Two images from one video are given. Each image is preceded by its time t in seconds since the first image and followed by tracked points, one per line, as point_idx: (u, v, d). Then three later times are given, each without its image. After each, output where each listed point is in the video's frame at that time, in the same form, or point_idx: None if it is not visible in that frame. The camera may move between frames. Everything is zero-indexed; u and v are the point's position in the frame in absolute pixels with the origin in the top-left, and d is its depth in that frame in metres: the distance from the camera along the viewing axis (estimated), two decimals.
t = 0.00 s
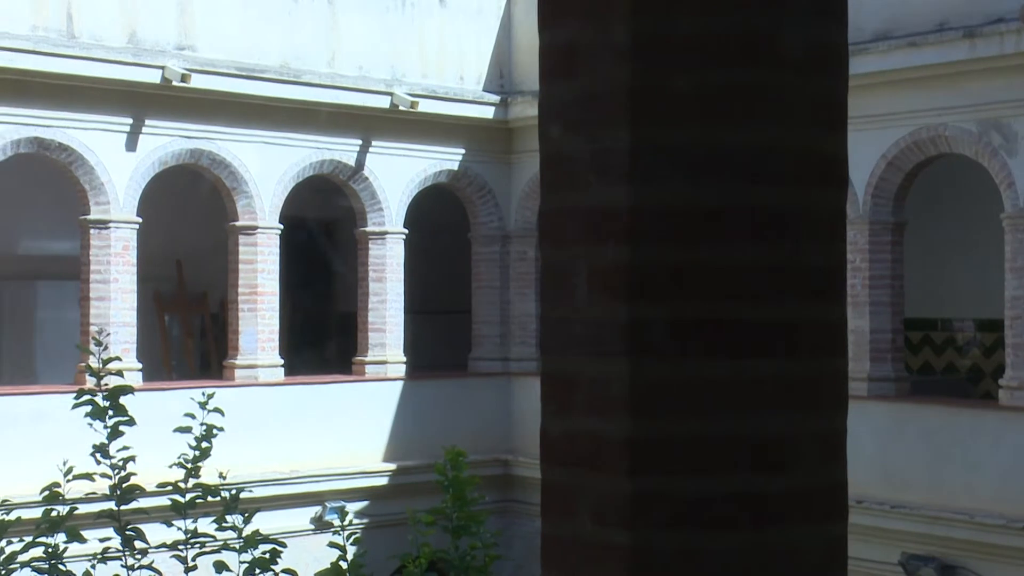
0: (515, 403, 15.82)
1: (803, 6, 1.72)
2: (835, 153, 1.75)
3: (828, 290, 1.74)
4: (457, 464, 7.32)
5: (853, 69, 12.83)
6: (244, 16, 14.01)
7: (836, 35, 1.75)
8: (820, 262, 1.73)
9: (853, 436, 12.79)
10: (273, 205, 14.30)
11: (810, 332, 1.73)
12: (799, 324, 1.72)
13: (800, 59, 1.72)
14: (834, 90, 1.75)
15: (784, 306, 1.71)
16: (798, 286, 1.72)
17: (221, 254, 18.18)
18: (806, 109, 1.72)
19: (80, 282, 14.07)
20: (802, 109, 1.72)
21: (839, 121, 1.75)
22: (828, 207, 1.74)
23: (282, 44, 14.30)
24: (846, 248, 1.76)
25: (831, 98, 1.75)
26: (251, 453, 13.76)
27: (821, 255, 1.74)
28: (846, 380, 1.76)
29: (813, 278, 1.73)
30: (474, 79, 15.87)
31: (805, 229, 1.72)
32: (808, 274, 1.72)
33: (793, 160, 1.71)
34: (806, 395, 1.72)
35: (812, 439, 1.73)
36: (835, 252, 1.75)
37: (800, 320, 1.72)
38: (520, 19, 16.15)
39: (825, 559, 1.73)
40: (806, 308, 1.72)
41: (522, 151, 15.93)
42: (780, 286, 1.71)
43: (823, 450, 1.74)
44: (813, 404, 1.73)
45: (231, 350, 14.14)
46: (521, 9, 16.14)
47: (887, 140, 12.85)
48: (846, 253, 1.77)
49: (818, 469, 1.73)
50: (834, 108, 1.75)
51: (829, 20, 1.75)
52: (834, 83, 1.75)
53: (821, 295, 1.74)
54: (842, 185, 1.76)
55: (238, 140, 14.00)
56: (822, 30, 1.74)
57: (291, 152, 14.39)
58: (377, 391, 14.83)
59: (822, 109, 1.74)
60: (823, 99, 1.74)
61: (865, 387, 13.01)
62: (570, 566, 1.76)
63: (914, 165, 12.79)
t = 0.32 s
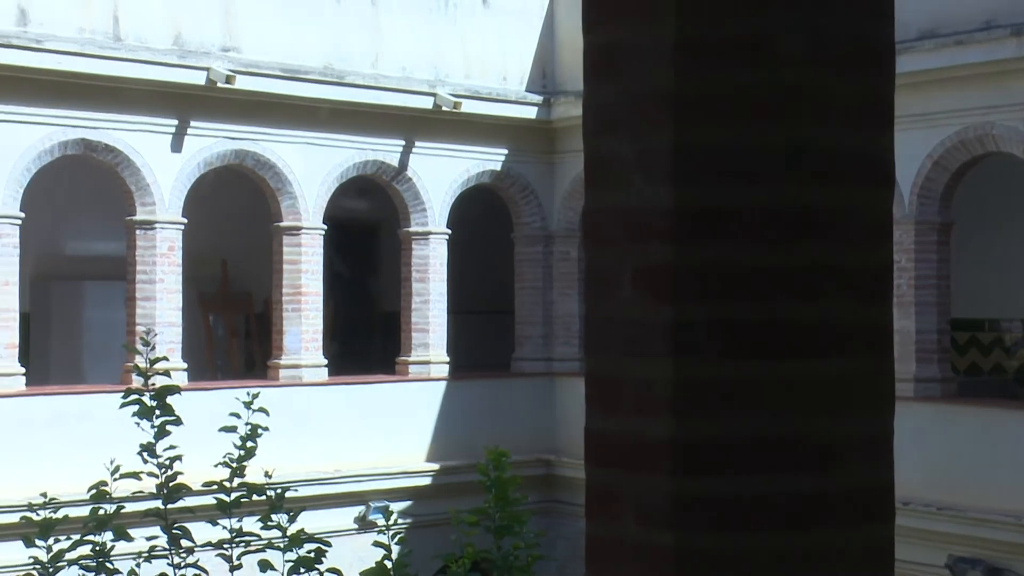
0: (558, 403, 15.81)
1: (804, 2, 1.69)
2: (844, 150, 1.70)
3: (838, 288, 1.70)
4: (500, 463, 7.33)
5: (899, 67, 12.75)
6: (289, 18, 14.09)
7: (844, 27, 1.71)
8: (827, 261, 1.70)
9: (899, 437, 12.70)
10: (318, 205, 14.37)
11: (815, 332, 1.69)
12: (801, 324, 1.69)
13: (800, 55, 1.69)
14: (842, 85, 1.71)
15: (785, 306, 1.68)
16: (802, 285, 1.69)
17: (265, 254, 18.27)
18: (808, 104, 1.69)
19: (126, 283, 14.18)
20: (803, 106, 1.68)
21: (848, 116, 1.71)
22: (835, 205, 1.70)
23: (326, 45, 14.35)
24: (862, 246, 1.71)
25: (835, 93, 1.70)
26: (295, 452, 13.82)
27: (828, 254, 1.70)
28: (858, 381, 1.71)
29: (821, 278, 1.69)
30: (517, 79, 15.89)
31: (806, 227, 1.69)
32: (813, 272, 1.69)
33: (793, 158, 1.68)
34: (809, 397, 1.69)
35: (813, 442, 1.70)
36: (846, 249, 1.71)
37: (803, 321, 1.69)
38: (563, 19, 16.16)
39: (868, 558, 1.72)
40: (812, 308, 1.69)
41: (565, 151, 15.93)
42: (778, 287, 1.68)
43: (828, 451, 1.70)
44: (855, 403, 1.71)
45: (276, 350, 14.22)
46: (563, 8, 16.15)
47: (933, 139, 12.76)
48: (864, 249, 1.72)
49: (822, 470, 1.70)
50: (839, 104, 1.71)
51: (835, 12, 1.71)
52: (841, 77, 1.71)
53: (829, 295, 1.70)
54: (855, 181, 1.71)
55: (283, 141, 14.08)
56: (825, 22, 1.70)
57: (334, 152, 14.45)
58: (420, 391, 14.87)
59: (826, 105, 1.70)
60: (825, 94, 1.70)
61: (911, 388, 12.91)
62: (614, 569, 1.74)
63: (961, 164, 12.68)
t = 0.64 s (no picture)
0: (606, 404, 15.78)
1: None
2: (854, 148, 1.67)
3: (851, 289, 1.67)
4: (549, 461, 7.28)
5: (951, 66, 12.64)
6: (340, 20, 14.17)
7: (852, 22, 1.68)
8: (837, 262, 1.67)
9: (952, 439, 12.57)
10: (367, 206, 14.42)
11: (832, 335, 1.67)
12: (816, 326, 1.67)
13: (803, 54, 1.67)
14: (850, 81, 1.68)
15: (806, 307, 1.66)
16: (827, 285, 1.67)
17: (315, 255, 18.35)
18: (846, 103, 1.67)
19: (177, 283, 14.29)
20: (805, 105, 1.66)
21: (856, 113, 1.67)
22: (844, 204, 1.66)
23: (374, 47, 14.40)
24: (876, 245, 1.68)
25: (842, 91, 1.67)
26: (345, 451, 13.88)
27: (838, 254, 1.67)
28: (872, 384, 1.68)
29: (850, 281, 1.67)
30: (565, 80, 15.90)
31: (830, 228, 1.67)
32: (829, 274, 1.67)
33: (796, 159, 1.66)
34: (831, 396, 1.67)
35: (822, 444, 1.67)
36: (858, 249, 1.67)
37: (841, 322, 1.67)
38: (611, 20, 16.16)
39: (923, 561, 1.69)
40: (828, 309, 1.67)
41: (613, 152, 15.91)
42: (782, 288, 1.66)
43: (839, 454, 1.68)
44: (907, 402, 1.69)
45: (326, 350, 14.30)
46: (612, 9, 16.16)
47: (986, 138, 12.63)
48: (879, 248, 1.68)
49: (833, 473, 1.67)
50: (846, 103, 1.68)
51: (854, 11, 1.68)
52: (849, 74, 1.68)
53: (848, 298, 1.67)
54: (866, 180, 1.67)
55: (332, 143, 14.14)
56: (831, 18, 1.67)
57: (383, 153, 14.50)
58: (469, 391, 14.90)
59: (867, 101, 1.68)
60: (830, 92, 1.67)
61: (964, 389, 12.78)
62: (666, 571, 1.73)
63: (1014, 163, 12.55)
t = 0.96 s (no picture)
0: (667, 404, 15.72)
1: None
2: (854, 145, 1.62)
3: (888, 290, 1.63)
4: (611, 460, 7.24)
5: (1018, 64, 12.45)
6: (401, 21, 14.21)
7: (916, 18, 1.63)
8: (837, 262, 1.63)
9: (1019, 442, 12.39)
10: (427, 205, 14.47)
11: (897, 337, 1.63)
12: (881, 330, 1.63)
13: (868, 55, 1.63)
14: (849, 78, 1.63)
15: (872, 309, 1.63)
16: (894, 286, 1.63)
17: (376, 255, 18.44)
18: (910, 101, 1.63)
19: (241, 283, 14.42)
20: (841, 103, 1.63)
21: (856, 113, 1.63)
22: (907, 206, 1.62)
23: (435, 47, 14.44)
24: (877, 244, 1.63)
25: (841, 91, 1.63)
26: (407, 450, 13.93)
27: (902, 255, 1.63)
28: (872, 386, 1.63)
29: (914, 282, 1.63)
30: (625, 78, 15.86)
31: (897, 228, 1.63)
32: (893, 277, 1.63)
33: (858, 160, 1.63)
34: (898, 400, 1.63)
35: (860, 449, 1.63)
36: (859, 248, 1.62)
37: (906, 325, 1.63)
38: (671, 19, 16.08)
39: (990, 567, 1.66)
40: (891, 312, 1.63)
41: (674, 151, 15.85)
42: (841, 291, 1.63)
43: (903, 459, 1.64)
44: (973, 407, 1.65)
45: (386, 350, 14.37)
46: (672, 7, 16.07)
47: None
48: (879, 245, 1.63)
49: (852, 474, 1.63)
50: (846, 102, 1.63)
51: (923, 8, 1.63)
52: (847, 74, 1.63)
53: (913, 301, 1.63)
54: (918, 181, 1.63)
55: (393, 143, 14.20)
56: (897, 17, 1.63)
57: (444, 153, 14.55)
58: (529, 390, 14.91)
59: (933, 101, 1.63)
60: (829, 92, 1.63)
61: None
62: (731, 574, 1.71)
63: None
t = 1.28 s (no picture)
0: (715, 404, 15.64)
1: None
2: (859, 137, 1.59)
3: (940, 285, 1.56)
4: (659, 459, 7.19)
5: None
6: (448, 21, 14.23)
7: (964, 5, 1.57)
8: (901, 255, 1.58)
9: None
10: (475, 205, 14.50)
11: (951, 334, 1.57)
12: (934, 325, 1.57)
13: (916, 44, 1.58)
14: (856, 72, 1.60)
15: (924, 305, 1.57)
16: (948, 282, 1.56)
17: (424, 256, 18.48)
18: (960, 87, 1.56)
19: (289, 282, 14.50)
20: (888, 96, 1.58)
21: (881, 109, 1.58)
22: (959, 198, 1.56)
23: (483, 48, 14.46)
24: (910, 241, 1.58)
25: (864, 87, 1.59)
26: (453, 449, 13.94)
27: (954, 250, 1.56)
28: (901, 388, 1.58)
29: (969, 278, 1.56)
30: (673, 77, 15.83)
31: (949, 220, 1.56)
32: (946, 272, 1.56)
33: (909, 151, 1.57)
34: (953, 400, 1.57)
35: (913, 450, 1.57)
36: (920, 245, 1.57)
37: (961, 321, 1.56)
38: (719, 18, 16.04)
39: None
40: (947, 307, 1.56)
41: (723, 151, 15.80)
42: (890, 286, 1.58)
43: (956, 459, 1.56)
44: None
45: (433, 349, 14.42)
46: (720, 7, 16.01)
47: None
48: (884, 245, 1.59)
49: (905, 478, 1.57)
50: (870, 99, 1.59)
51: None
52: (871, 70, 1.59)
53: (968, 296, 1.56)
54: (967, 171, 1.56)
55: (440, 143, 14.21)
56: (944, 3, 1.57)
57: (491, 153, 14.56)
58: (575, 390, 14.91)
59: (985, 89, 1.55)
60: (853, 88, 1.60)
61: None
62: None
63: None
